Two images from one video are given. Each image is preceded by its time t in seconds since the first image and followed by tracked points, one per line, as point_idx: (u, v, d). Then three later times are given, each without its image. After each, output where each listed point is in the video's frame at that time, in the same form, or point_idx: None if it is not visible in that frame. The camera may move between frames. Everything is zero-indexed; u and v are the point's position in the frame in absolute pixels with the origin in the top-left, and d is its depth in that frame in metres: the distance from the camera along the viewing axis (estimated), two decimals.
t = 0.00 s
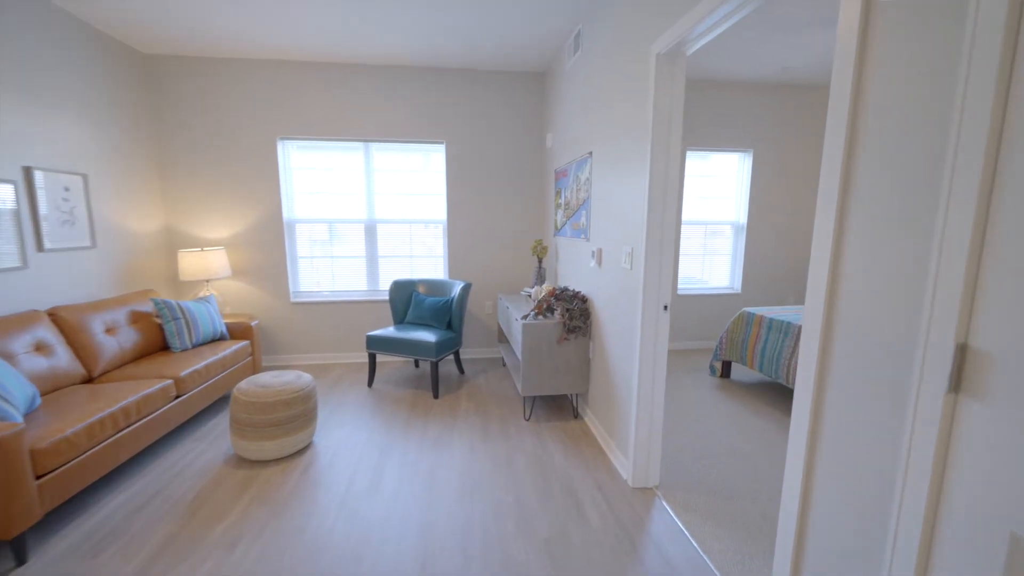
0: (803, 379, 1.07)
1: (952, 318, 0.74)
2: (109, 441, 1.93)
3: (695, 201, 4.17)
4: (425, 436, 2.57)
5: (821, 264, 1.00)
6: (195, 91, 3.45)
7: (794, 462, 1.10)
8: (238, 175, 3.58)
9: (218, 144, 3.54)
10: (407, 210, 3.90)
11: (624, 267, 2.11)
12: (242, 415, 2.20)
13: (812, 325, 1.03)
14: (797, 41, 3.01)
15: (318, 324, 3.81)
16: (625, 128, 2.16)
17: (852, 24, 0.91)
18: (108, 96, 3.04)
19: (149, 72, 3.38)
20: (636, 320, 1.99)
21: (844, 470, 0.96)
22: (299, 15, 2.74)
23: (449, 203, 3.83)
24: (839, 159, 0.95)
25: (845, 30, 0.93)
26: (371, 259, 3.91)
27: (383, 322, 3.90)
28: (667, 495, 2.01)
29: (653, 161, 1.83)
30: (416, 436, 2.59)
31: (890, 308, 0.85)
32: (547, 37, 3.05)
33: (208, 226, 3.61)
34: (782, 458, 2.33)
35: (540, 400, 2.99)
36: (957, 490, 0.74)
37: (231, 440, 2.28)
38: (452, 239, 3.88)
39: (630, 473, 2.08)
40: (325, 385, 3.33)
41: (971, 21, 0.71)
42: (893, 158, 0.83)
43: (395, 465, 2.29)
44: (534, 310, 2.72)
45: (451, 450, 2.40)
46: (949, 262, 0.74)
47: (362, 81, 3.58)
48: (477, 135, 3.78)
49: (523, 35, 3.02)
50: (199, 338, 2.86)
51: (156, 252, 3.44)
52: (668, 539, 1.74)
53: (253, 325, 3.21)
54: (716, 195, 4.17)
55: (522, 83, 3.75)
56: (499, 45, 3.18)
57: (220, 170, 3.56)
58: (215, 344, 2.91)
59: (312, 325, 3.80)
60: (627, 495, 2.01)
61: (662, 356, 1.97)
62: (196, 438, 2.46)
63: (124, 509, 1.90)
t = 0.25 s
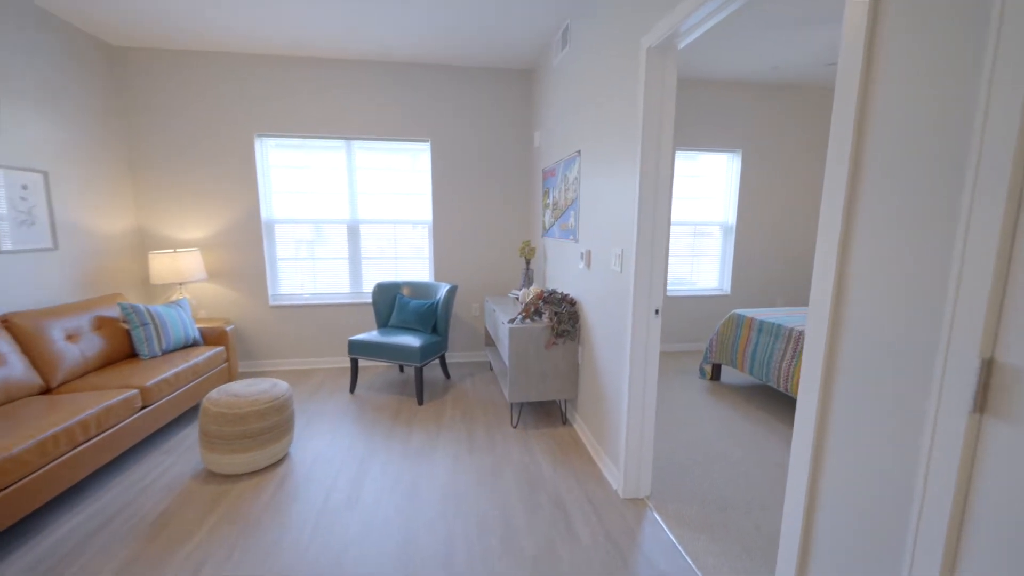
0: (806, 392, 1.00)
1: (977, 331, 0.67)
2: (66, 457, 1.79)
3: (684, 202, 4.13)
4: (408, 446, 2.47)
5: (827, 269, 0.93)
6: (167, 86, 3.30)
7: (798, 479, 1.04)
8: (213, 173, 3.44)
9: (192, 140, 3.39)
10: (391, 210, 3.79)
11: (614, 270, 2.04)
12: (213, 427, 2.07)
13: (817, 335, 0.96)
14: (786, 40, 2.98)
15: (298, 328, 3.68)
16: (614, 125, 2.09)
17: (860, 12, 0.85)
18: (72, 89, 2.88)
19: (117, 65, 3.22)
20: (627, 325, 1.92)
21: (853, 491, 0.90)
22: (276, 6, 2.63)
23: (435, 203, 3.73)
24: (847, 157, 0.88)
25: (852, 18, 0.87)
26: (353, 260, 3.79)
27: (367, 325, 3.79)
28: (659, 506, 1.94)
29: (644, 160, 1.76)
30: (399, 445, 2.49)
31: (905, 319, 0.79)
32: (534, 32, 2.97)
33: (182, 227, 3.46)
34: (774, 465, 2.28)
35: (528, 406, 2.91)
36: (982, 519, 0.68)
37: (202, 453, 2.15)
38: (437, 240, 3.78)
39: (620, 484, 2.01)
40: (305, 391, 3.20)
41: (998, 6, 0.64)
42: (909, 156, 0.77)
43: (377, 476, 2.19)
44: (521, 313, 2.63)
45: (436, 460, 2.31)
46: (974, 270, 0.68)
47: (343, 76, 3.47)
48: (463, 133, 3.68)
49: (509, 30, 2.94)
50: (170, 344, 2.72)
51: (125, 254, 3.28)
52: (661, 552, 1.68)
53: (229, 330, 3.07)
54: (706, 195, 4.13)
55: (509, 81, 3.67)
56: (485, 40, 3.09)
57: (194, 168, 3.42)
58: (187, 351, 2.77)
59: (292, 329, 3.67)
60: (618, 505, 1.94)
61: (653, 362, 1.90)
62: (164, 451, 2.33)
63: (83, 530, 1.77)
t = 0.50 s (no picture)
0: (812, 407, 0.94)
1: (1008, 345, 0.61)
2: (13, 478, 1.65)
3: (672, 202, 4.09)
4: (390, 456, 2.37)
5: (838, 275, 0.86)
6: (134, 79, 3.14)
7: (803, 499, 0.97)
8: (185, 171, 3.29)
9: (162, 137, 3.24)
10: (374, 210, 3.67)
11: (603, 272, 1.96)
12: (179, 441, 1.95)
13: (825, 346, 0.90)
14: (774, 39, 2.95)
15: (276, 333, 3.54)
16: (603, 123, 2.02)
17: None
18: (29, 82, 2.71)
19: (80, 57, 3.05)
20: (617, 329, 1.85)
21: (865, 515, 0.84)
22: None
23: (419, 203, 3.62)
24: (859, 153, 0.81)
25: (861, 4, 0.80)
26: (334, 262, 3.67)
27: (348, 329, 3.67)
28: (650, 517, 1.87)
29: (634, 158, 1.69)
30: (381, 455, 2.39)
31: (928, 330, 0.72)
32: (520, 28, 2.89)
33: (151, 227, 3.30)
34: (766, 471, 2.23)
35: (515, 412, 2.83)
36: (1014, 552, 0.62)
37: (167, 469, 2.02)
38: (421, 241, 3.67)
39: (610, 494, 1.93)
40: (283, 399, 3.07)
41: None
42: (929, 151, 0.70)
43: (357, 489, 2.09)
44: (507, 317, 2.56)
45: (419, 471, 2.21)
46: (1004, 278, 0.62)
47: (322, 72, 3.34)
48: (448, 131, 3.59)
49: (495, 26, 2.85)
50: (136, 352, 2.57)
51: (90, 256, 3.11)
52: (654, 567, 1.61)
53: (200, 336, 2.93)
54: (693, 195, 4.10)
55: (494, 78, 3.58)
56: (470, 36, 3.00)
57: (164, 166, 3.26)
58: (154, 359, 2.62)
59: (270, 334, 3.53)
60: (608, 517, 1.87)
61: (644, 368, 1.83)
62: (128, 467, 2.19)
63: (32, 556, 1.63)
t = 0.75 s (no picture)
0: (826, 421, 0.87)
1: None
2: None
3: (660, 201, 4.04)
4: (371, 467, 2.25)
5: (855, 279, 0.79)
6: (96, 70, 2.96)
7: (816, 521, 0.90)
8: (152, 167, 3.11)
9: (126, 132, 3.06)
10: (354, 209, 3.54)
11: (593, 273, 1.88)
12: (140, 457, 1.80)
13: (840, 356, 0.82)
14: (763, 35, 2.91)
15: (252, 337, 3.39)
16: (591, 118, 1.94)
17: None
18: None
19: (36, 45, 2.86)
20: (607, 333, 1.77)
21: (890, 541, 0.76)
22: None
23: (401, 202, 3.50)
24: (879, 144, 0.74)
25: None
26: (313, 263, 3.52)
27: (328, 333, 3.53)
28: (643, 529, 1.79)
29: (624, 154, 1.61)
30: (362, 466, 2.27)
31: (967, 341, 0.65)
32: (505, 20, 2.80)
33: (116, 227, 3.11)
34: (760, 475, 2.18)
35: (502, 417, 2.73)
36: None
37: (127, 487, 1.87)
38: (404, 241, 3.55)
39: (602, 506, 1.85)
40: (258, 408, 2.92)
41: None
42: (967, 140, 0.63)
43: (335, 504, 1.97)
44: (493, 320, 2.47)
45: (401, 483, 2.11)
46: None
47: (299, 65, 3.21)
48: (431, 127, 3.48)
49: (478, 18, 2.76)
50: (97, 360, 2.41)
51: (48, 257, 2.92)
52: None
53: (168, 342, 2.77)
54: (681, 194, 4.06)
55: (478, 74, 3.48)
56: (453, 28, 2.90)
57: (129, 162, 3.08)
58: (117, 367, 2.46)
59: (245, 338, 3.38)
60: (599, 528, 1.79)
61: (635, 373, 1.76)
62: (86, 485, 2.03)
63: None
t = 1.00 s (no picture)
0: (838, 442, 0.79)
1: None
2: None
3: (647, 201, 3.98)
4: (348, 481, 2.12)
5: (875, 287, 0.71)
6: (49, 59, 2.76)
7: (829, 550, 0.82)
8: (114, 164, 2.93)
9: (84, 126, 2.87)
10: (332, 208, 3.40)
11: (581, 275, 1.80)
12: (91, 480, 1.65)
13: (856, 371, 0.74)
14: (751, 32, 2.87)
15: (224, 343, 3.22)
16: (579, 113, 1.85)
17: None
18: None
19: None
20: (597, 339, 1.68)
21: None
22: None
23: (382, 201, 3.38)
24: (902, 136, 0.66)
25: None
26: (289, 265, 3.37)
27: (305, 338, 3.38)
28: (635, 543, 1.71)
29: (615, 149, 1.52)
30: (338, 479, 2.15)
31: (998, 353, 0.58)
32: (488, 13, 2.70)
33: (74, 228, 2.92)
34: (752, 481, 2.13)
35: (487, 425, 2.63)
36: None
37: (77, 512, 1.71)
38: (385, 242, 3.42)
39: (592, 519, 1.76)
40: (229, 418, 2.77)
41: None
42: (1001, 130, 0.56)
43: (308, 523, 1.84)
44: (477, 324, 2.37)
45: (380, 498, 1.99)
46: None
47: (272, 57, 3.05)
48: (413, 123, 3.35)
49: (460, 10, 2.65)
50: (49, 372, 2.23)
51: None
52: None
53: (131, 350, 2.60)
54: (668, 194, 4.01)
55: (461, 69, 3.37)
56: (434, 21, 2.79)
57: (88, 158, 2.89)
58: (73, 378, 2.29)
59: (215, 344, 3.21)
60: (589, 544, 1.71)
61: (626, 380, 1.68)
62: (32, 509, 1.86)
63: None
